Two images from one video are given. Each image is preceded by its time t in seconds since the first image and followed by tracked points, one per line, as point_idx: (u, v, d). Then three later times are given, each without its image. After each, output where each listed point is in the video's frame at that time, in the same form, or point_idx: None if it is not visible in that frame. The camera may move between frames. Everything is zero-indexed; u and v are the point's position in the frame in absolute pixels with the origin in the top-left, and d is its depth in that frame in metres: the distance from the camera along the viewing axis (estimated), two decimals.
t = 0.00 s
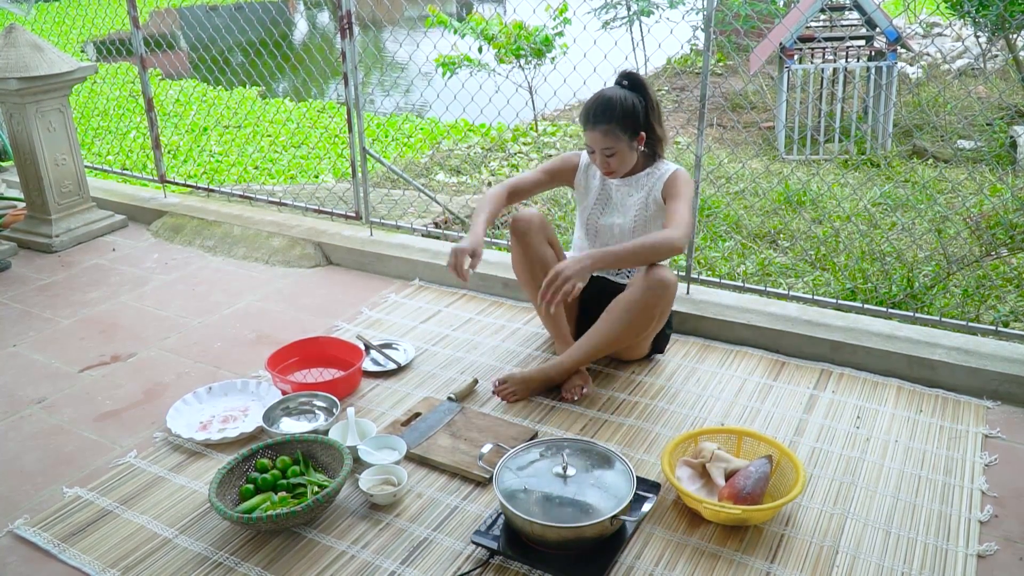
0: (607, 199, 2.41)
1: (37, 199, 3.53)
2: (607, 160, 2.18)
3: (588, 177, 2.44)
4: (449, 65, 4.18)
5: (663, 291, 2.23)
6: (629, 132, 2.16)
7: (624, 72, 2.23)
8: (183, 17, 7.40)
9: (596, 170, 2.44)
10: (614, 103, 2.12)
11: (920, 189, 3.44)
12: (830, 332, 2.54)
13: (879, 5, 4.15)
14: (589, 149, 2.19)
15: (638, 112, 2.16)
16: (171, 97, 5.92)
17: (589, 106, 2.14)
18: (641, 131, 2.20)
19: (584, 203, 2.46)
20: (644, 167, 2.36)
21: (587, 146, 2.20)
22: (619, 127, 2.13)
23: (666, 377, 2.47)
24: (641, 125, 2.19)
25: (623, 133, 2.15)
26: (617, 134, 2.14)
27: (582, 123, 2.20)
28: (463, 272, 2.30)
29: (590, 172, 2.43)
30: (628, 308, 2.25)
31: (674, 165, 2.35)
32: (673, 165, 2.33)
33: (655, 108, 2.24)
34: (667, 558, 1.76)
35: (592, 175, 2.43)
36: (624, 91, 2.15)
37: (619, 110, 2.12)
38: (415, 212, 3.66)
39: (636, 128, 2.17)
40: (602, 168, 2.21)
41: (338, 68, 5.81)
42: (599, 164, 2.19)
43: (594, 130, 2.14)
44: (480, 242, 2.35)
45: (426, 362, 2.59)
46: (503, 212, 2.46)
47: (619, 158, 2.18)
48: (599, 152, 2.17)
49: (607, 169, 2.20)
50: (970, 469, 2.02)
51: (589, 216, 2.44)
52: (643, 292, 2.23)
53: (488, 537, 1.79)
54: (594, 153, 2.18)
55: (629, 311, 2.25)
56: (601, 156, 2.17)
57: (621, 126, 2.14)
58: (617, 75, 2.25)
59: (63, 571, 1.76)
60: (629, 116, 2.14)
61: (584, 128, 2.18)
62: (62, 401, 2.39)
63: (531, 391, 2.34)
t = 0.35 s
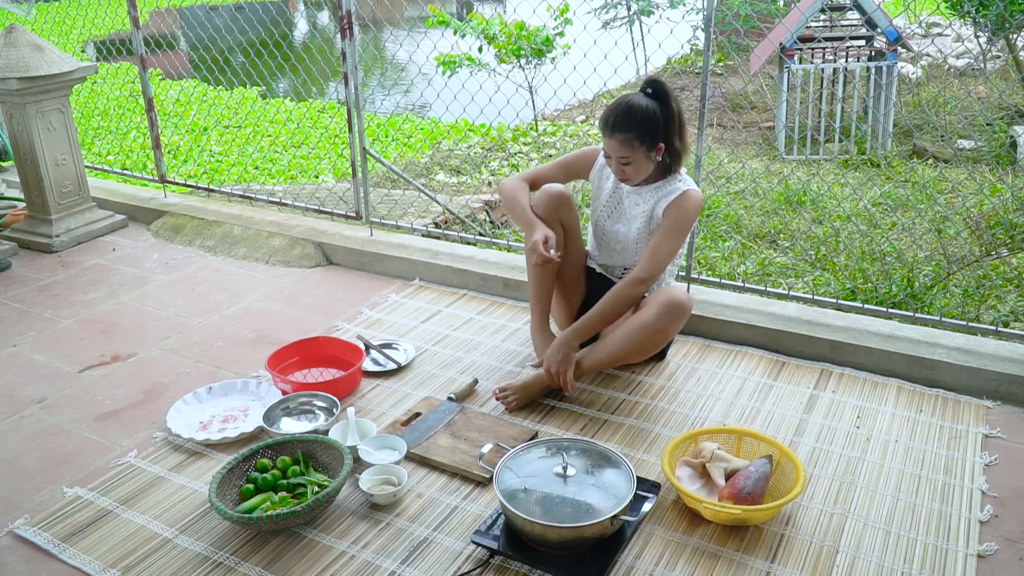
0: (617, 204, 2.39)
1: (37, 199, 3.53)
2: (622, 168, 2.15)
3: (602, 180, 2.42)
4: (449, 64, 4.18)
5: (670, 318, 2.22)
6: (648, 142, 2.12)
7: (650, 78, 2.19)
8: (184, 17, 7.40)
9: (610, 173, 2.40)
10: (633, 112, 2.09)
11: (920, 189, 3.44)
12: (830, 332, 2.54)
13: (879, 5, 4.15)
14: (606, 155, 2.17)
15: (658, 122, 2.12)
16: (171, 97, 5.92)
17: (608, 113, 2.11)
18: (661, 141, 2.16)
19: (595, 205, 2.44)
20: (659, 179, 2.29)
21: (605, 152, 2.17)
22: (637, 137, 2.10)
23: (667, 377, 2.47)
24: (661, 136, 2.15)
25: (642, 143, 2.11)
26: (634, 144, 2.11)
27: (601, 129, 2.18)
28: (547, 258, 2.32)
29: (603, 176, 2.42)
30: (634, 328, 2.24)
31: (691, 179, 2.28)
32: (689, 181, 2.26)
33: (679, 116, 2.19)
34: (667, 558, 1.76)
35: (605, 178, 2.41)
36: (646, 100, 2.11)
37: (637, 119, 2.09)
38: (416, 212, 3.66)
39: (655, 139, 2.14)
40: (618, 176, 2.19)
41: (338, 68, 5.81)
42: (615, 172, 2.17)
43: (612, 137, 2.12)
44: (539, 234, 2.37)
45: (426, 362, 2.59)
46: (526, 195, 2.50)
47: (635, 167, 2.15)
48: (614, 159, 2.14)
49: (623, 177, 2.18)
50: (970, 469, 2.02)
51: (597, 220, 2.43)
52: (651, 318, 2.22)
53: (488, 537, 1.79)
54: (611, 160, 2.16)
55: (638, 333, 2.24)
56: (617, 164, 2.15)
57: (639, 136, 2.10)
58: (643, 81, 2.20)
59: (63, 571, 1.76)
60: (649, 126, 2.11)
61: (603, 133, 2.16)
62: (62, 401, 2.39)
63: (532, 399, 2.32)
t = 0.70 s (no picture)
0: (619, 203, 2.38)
1: (37, 199, 3.53)
2: (625, 165, 2.17)
3: (606, 179, 2.42)
4: (449, 64, 4.18)
5: (653, 334, 2.25)
6: (652, 142, 2.13)
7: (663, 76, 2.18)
8: (184, 17, 7.40)
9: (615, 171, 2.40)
10: (638, 111, 2.09)
11: (920, 189, 3.44)
12: (830, 332, 2.54)
13: (879, 5, 4.15)
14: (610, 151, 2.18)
15: (664, 122, 2.12)
16: (171, 97, 5.92)
17: (615, 110, 2.12)
18: (666, 142, 2.16)
19: (597, 205, 2.44)
20: (661, 176, 2.28)
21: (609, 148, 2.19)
22: (641, 136, 2.11)
23: (667, 377, 2.47)
24: (666, 135, 2.16)
25: (646, 143, 2.12)
26: (638, 143, 2.12)
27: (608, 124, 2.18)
28: (513, 254, 2.32)
29: (606, 175, 2.42)
30: (617, 333, 2.29)
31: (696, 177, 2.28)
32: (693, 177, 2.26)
33: (688, 117, 2.18)
34: (667, 558, 1.76)
35: (608, 178, 2.41)
36: (653, 100, 2.11)
37: (642, 120, 2.09)
38: (416, 212, 3.66)
39: (660, 139, 2.14)
40: (620, 174, 2.20)
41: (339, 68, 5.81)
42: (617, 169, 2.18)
43: (617, 134, 2.13)
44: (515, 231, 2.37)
45: (426, 362, 2.59)
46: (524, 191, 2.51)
47: (637, 166, 2.16)
48: (618, 156, 2.16)
49: (624, 174, 2.19)
50: (970, 469, 2.02)
51: (598, 219, 2.42)
52: (634, 330, 2.26)
53: (488, 537, 1.79)
54: (614, 156, 2.17)
55: (623, 338, 2.28)
56: (620, 160, 2.16)
57: (644, 135, 2.11)
58: (656, 79, 2.18)
59: (63, 571, 1.76)
60: (654, 127, 2.11)
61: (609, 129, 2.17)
62: (62, 401, 2.39)
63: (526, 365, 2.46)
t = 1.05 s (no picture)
0: (607, 211, 2.33)
1: (37, 199, 3.53)
2: (622, 167, 2.11)
3: (588, 185, 2.36)
4: (449, 64, 4.18)
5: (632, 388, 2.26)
6: (650, 142, 2.09)
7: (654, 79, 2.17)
8: (184, 17, 7.40)
9: (599, 177, 2.34)
10: (636, 109, 2.06)
11: (920, 189, 3.44)
12: (830, 332, 2.54)
13: (879, 5, 4.15)
14: (605, 152, 2.12)
15: (663, 122, 2.10)
16: (171, 97, 5.92)
17: (612, 109, 2.08)
18: (662, 142, 2.14)
19: (582, 213, 2.37)
20: (652, 181, 2.26)
21: (603, 149, 2.12)
22: (640, 134, 2.06)
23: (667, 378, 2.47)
24: (663, 137, 2.13)
25: (644, 141, 2.08)
26: (636, 142, 2.07)
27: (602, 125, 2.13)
28: (509, 287, 2.28)
29: (590, 182, 2.35)
30: (601, 373, 2.31)
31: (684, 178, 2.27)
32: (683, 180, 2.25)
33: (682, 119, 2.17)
34: (667, 558, 1.76)
35: (592, 185, 2.35)
36: (650, 99, 2.09)
37: (642, 117, 2.05)
38: (416, 212, 3.66)
39: (658, 139, 2.11)
40: (614, 175, 2.13)
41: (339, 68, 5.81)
42: (613, 170, 2.11)
43: (614, 133, 2.08)
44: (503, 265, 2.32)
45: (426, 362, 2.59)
46: (503, 208, 2.44)
47: (635, 166, 2.10)
48: (615, 156, 2.09)
49: (619, 177, 2.13)
50: (970, 469, 2.02)
51: (586, 228, 2.36)
52: (616, 378, 2.28)
53: (488, 537, 1.79)
54: (610, 157, 2.11)
55: (605, 381, 2.31)
56: (617, 161, 2.10)
57: (643, 134, 2.07)
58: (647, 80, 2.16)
59: (63, 571, 1.76)
60: (652, 124, 2.07)
61: (603, 129, 2.11)
62: (62, 401, 2.39)
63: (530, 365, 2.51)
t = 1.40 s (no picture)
0: (600, 220, 2.27)
1: (37, 199, 3.53)
2: (611, 170, 2.02)
3: (574, 198, 2.29)
4: (449, 64, 4.18)
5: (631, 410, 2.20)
6: (635, 141, 2.03)
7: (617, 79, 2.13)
8: (184, 17, 7.40)
9: (582, 190, 2.28)
10: (616, 108, 1.99)
11: (920, 189, 3.44)
12: (830, 332, 2.54)
13: (879, 5, 4.15)
14: (589, 158, 2.02)
15: (643, 117, 2.04)
16: (171, 97, 5.92)
17: (591, 111, 1.99)
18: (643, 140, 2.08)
19: (574, 226, 2.30)
20: (639, 185, 2.23)
21: (585, 156, 2.03)
22: (625, 132, 1.99)
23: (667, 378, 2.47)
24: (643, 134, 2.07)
25: (629, 139, 2.01)
26: (622, 140, 2.00)
27: (579, 130, 2.04)
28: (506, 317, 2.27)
29: (574, 196, 2.28)
30: (601, 391, 2.26)
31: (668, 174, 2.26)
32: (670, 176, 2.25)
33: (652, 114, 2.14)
34: (667, 558, 1.76)
35: (579, 197, 2.28)
36: (624, 96, 2.03)
37: (624, 114, 1.99)
38: (416, 213, 3.66)
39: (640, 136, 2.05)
40: (602, 180, 2.04)
41: (339, 68, 5.81)
42: (603, 176, 2.02)
43: (598, 136, 1.99)
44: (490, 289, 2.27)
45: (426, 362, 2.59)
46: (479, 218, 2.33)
47: (624, 166, 2.02)
48: (603, 160, 2.00)
49: (608, 181, 2.04)
50: (970, 469, 2.02)
51: (583, 240, 2.30)
52: (615, 398, 2.23)
53: (488, 537, 1.79)
54: (596, 162, 2.02)
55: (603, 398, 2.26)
56: (605, 165, 2.01)
57: (629, 132, 2.00)
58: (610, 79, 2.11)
59: (63, 571, 1.76)
60: (634, 121, 2.01)
61: (583, 134, 2.02)
62: (62, 401, 2.39)
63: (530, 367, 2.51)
